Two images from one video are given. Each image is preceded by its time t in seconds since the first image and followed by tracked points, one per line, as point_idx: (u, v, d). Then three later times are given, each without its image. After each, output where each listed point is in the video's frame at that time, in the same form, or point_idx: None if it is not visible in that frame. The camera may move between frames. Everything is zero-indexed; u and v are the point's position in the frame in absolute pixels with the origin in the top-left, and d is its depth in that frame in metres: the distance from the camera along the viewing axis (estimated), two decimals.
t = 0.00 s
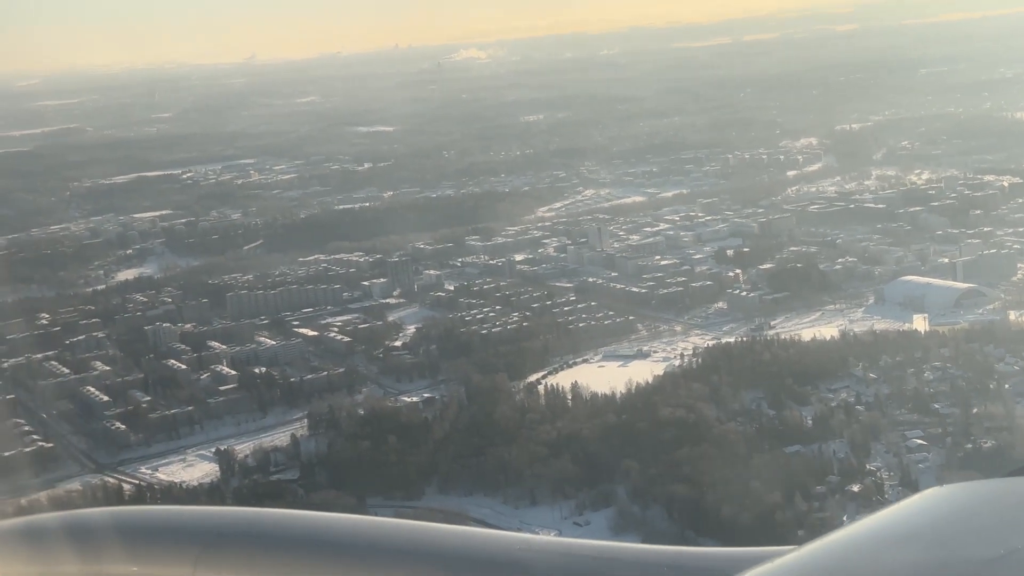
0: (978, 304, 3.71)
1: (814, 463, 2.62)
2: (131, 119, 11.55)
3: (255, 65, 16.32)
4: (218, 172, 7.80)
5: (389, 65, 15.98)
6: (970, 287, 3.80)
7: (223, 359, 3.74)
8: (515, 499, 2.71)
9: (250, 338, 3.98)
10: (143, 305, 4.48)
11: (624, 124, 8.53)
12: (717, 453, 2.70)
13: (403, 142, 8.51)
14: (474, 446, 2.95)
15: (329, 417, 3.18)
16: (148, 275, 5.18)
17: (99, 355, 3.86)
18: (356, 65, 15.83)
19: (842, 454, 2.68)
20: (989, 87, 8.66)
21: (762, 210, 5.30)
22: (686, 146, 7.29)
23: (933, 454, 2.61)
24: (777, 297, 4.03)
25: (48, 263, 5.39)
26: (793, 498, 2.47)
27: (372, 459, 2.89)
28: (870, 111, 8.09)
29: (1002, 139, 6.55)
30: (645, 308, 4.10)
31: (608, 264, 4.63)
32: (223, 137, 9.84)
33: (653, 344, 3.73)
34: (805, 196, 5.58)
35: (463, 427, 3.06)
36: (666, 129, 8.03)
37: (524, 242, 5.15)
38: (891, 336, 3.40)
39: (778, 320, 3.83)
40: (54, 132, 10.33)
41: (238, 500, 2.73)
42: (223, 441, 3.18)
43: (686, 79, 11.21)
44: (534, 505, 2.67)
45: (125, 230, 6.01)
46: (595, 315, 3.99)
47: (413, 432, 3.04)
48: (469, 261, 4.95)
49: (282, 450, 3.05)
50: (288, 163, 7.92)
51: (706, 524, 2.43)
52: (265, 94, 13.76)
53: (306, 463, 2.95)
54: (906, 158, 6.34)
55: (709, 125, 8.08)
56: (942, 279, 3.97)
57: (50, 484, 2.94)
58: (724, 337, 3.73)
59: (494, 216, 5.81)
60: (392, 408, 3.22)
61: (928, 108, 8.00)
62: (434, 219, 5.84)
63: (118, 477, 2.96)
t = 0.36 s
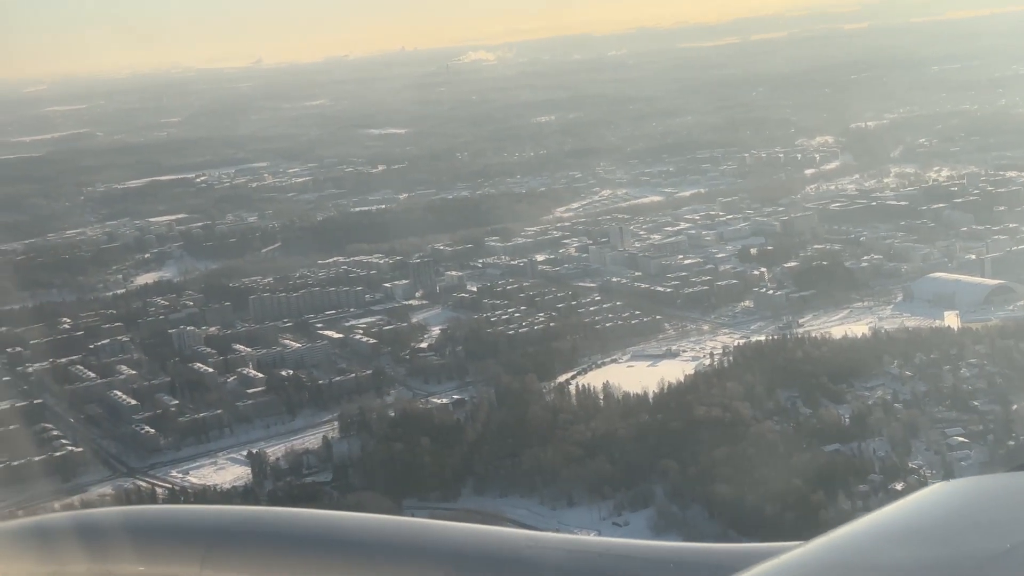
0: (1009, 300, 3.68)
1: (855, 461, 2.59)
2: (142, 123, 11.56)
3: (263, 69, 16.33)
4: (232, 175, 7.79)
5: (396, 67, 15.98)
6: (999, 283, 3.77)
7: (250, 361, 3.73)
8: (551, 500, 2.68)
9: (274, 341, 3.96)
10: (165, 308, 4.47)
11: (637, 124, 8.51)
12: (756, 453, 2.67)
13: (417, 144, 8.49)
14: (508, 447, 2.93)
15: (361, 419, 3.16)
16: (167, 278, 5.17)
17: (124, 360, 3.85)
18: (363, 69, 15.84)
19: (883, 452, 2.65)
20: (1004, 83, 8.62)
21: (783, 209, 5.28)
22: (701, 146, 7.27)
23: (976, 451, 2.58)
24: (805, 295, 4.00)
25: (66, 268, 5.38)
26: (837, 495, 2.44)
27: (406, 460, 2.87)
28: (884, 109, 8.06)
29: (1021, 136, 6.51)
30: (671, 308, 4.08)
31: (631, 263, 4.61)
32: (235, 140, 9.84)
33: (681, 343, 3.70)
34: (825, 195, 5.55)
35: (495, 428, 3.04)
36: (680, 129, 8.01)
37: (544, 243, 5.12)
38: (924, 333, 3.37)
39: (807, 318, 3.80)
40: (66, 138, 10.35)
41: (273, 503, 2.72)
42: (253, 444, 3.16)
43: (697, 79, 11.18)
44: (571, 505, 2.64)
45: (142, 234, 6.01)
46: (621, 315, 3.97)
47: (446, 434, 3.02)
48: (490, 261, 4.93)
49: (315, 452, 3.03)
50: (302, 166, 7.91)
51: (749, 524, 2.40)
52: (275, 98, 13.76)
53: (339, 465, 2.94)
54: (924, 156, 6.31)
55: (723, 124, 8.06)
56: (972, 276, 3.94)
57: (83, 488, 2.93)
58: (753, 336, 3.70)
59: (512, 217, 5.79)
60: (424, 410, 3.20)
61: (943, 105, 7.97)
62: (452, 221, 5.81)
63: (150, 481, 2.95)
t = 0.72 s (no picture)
0: None
1: (902, 459, 2.56)
2: (154, 128, 11.56)
3: (273, 73, 16.33)
4: (249, 178, 7.78)
5: (406, 70, 15.97)
6: None
7: (280, 363, 3.71)
8: (594, 500, 2.66)
9: (303, 343, 3.95)
10: (191, 311, 4.46)
11: (653, 124, 8.48)
12: (800, 452, 2.65)
13: (433, 145, 8.48)
14: (547, 447, 2.90)
15: (396, 420, 3.15)
16: (188, 282, 5.16)
17: (153, 362, 3.84)
18: (373, 72, 15.83)
19: (929, 449, 2.62)
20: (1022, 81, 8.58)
21: (807, 208, 5.25)
22: (719, 146, 7.24)
23: None
24: (836, 294, 3.97)
25: (88, 273, 5.37)
26: (885, 495, 2.41)
27: (445, 460, 2.85)
28: (902, 107, 8.03)
29: None
30: (701, 308, 4.05)
31: (657, 263, 4.59)
32: (249, 143, 9.83)
33: (713, 342, 3.68)
34: (849, 193, 5.53)
35: (533, 429, 3.02)
36: (697, 129, 7.98)
37: (567, 243, 5.10)
38: (961, 331, 3.34)
39: (839, 317, 3.77)
40: (79, 143, 10.35)
41: (313, 506, 2.70)
42: (288, 446, 3.14)
43: (711, 79, 11.15)
44: (614, 506, 2.62)
45: (162, 237, 6.00)
46: (651, 316, 3.94)
47: (483, 434, 3.00)
48: (514, 262, 4.91)
49: (351, 454, 3.02)
50: (319, 169, 7.89)
51: (798, 524, 2.38)
52: (286, 101, 13.75)
53: (376, 467, 2.92)
54: (946, 154, 6.28)
55: (739, 124, 8.03)
56: (1005, 273, 3.91)
57: (119, 492, 2.92)
58: (786, 335, 3.67)
59: (533, 218, 5.77)
60: (459, 410, 3.18)
61: (961, 102, 7.94)
62: (473, 222, 5.80)
63: (186, 484, 2.93)
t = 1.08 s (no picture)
0: None
1: (953, 460, 2.53)
2: (169, 131, 11.58)
3: (286, 76, 16.34)
4: (268, 181, 7.78)
5: (419, 73, 15.97)
6: None
7: (312, 365, 3.70)
8: (638, 503, 2.63)
9: (334, 344, 3.93)
10: (218, 313, 4.45)
11: (672, 126, 8.45)
12: (848, 452, 2.61)
13: (451, 147, 8.47)
14: (588, 449, 2.87)
15: (433, 421, 3.13)
16: (213, 283, 5.15)
17: (184, 364, 3.83)
18: (386, 75, 15.84)
19: (979, 450, 2.59)
20: None
21: (834, 208, 5.22)
22: (740, 147, 7.22)
23: None
24: (870, 293, 3.94)
25: (112, 275, 5.38)
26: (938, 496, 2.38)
27: (485, 461, 2.82)
28: (923, 107, 7.99)
29: None
30: (734, 308, 4.02)
31: (686, 263, 4.56)
32: (265, 146, 9.84)
33: (747, 342, 3.65)
34: (875, 193, 5.50)
35: (573, 429, 2.99)
36: (717, 130, 7.95)
37: (593, 244, 5.08)
38: (1002, 330, 3.31)
39: (875, 317, 3.74)
40: (95, 146, 10.37)
41: (353, 507, 2.68)
42: (324, 448, 3.12)
43: (728, 81, 11.12)
44: (659, 508, 2.59)
45: (185, 239, 6.00)
46: (684, 316, 3.91)
47: (523, 435, 2.97)
48: (541, 263, 4.89)
49: (389, 455, 2.99)
50: (337, 171, 7.89)
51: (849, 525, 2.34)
52: (300, 104, 13.76)
53: (415, 469, 2.90)
54: (972, 153, 6.24)
55: (759, 125, 8.01)
56: None
57: (156, 493, 2.90)
58: (822, 335, 3.64)
59: (557, 219, 5.75)
60: (496, 411, 3.16)
61: (982, 102, 7.90)
62: (496, 223, 5.78)
63: (223, 485, 2.91)
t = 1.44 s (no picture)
0: None
1: (1000, 462, 2.49)
2: (186, 132, 11.59)
3: (300, 77, 16.37)
4: (287, 181, 7.79)
5: (434, 74, 15.98)
6: None
7: (341, 365, 3.68)
8: (679, 503, 2.60)
9: (362, 345, 3.91)
10: (245, 313, 4.44)
11: (691, 126, 8.43)
12: (894, 453, 2.57)
13: (469, 147, 8.46)
14: (626, 449, 2.84)
15: (467, 421, 3.11)
16: (236, 283, 5.14)
17: (213, 364, 3.82)
18: (401, 76, 15.85)
19: None
20: None
21: (861, 209, 5.19)
22: (761, 147, 7.18)
23: None
24: (902, 294, 3.91)
25: (135, 275, 5.38)
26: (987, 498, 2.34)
27: (522, 461, 2.79)
28: (945, 107, 7.95)
29: None
30: (765, 309, 3.99)
31: (714, 263, 4.54)
32: (282, 147, 9.84)
33: (778, 342, 3.63)
34: (902, 193, 5.46)
35: (609, 431, 2.96)
36: (736, 131, 7.93)
37: (618, 245, 5.05)
38: None
39: (909, 317, 3.70)
40: (113, 147, 10.39)
41: (391, 508, 2.65)
42: (357, 448, 3.10)
43: (744, 82, 11.10)
44: (701, 510, 2.56)
45: (207, 240, 6.00)
46: (714, 317, 3.88)
47: (560, 435, 2.94)
48: (567, 263, 4.86)
49: (424, 455, 2.97)
50: (356, 171, 7.88)
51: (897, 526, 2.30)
52: (314, 105, 13.77)
53: (451, 469, 2.87)
54: (997, 153, 6.20)
55: (779, 125, 7.97)
56: None
57: (190, 493, 2.88)
58: (856, 334, 3.60)
59: (580, 219, 5.74)
60: (530, 412, 3.14)
61: (1004, 102, 7.86)
62: (519, 224, 5.76)
63: (257, 485, 2.89)
